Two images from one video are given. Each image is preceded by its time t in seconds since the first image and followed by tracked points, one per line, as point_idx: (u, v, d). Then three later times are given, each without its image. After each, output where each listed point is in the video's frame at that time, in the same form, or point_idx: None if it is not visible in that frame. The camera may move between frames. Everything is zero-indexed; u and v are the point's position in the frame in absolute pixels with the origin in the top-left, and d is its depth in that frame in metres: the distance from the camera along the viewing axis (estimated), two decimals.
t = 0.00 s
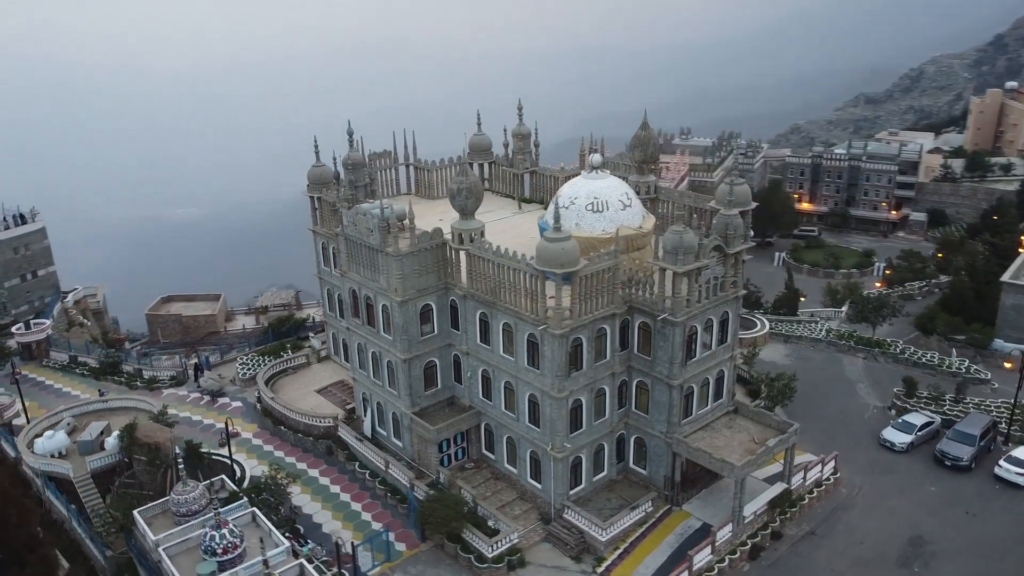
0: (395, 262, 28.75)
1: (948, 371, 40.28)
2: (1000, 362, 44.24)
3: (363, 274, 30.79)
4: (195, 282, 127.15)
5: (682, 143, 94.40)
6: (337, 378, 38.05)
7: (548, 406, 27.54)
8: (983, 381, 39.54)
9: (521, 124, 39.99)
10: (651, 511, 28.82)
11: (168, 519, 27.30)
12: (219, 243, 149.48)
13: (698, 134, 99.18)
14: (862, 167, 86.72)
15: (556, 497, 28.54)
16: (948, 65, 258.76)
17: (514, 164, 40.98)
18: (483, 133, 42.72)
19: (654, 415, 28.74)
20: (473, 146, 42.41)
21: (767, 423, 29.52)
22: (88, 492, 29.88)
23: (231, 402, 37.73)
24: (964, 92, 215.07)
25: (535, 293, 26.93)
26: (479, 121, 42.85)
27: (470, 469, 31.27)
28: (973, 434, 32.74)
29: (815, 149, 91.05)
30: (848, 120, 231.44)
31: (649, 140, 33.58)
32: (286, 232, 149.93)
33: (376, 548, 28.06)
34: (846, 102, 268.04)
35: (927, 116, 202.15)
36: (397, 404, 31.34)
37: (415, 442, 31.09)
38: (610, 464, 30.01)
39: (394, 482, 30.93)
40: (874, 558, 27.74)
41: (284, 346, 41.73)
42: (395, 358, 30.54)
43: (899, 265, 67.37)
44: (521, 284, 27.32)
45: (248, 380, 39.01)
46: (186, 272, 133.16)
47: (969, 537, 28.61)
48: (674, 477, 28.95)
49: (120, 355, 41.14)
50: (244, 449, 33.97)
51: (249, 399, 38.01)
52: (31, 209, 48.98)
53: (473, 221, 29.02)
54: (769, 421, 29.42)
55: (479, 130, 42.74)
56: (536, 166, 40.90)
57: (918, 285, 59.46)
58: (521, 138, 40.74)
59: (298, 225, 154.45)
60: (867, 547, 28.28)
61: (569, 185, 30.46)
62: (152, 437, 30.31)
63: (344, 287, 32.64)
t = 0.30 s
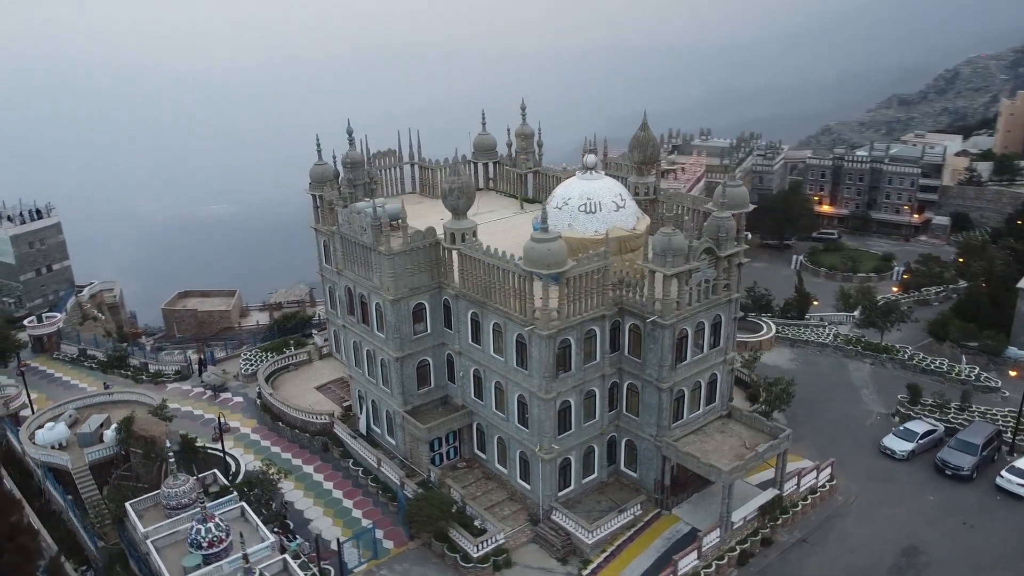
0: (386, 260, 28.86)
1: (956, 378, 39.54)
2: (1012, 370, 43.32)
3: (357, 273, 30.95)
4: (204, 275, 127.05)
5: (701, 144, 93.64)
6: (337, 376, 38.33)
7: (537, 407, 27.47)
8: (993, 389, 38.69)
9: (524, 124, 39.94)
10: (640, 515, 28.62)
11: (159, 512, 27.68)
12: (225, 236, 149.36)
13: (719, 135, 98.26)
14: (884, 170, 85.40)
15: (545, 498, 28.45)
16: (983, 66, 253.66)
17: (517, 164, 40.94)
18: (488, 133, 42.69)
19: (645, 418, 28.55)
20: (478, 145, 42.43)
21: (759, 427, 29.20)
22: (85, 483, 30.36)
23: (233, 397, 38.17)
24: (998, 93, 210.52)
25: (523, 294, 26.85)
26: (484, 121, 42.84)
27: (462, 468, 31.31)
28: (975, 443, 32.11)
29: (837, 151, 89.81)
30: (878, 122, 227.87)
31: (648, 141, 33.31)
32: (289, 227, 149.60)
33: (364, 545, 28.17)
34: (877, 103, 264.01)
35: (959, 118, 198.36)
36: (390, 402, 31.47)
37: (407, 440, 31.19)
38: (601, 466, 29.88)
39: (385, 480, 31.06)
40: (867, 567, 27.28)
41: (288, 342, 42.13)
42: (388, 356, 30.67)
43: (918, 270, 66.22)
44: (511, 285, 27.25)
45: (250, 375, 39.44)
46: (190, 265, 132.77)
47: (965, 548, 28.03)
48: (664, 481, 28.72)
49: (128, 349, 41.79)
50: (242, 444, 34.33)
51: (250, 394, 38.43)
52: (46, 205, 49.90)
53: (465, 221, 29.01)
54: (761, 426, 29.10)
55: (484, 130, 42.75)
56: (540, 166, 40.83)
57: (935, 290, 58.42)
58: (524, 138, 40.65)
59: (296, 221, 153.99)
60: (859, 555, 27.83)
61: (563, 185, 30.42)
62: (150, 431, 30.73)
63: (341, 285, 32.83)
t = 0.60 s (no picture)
0: (379, 260, 28.95)
1: (964, 387, 38.76)
2: None
3: (352, 272, 31.08)
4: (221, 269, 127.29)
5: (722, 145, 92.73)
6: (337, 373, 38.60)
7: (524, 409, 27.39)
8: (1002, 398, 37.87)
9: (527, 124, 39.83)
10: (629, 519, 28.44)
11: (151, 505, 28.04)
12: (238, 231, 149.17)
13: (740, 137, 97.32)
14: (907, 173, 83.96)
15: (533, 500, 28.38)
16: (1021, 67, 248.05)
17: (521, 164, 40.85)
18: (494, 133, 42.69)
19: (634, 421, 28.34)
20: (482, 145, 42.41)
21: (752, 433, 28.87)
22: (84, 476, 30.90)
23: (234, 393, 38.60)
24: None
25: (512, 295, 26.77)
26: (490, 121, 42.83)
27: (454, 468, 31.36)
28: (977, 453, 31.45)
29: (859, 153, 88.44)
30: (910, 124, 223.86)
31: (647, 142, 33.07)
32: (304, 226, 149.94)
33: (352, 543, 28.32)
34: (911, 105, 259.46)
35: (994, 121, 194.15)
36: (383, 401, 31.58)
37: (399, 439, 31.29)
38: (591, 469, 29.75)
39: (377, 478, 31.20)
40: None
41: (291, 339, 42.50)
42: (381, 355, 30.78)
43: (937, 275, 65.00)
44: (500, 286, 27.17)
45: (252, 372, 39.85)
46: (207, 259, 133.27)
47: (960, 561, 27.46)
48: (653, 485, 28.51)
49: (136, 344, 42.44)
50: (240, 440, 34.69)
51: (251, 390, 38.83)
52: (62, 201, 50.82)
53: (458, 221, 29.01)
54: (753, 432, 28.76)
55: (489, 130, 42.73)
56: (543, 166, 40.77)
57: (952, 297, 57.31)
58: (528, 138, 40.56)
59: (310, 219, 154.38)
60: (850, 565, 27.39)
61: (558, 187, 30.40)
62: (146, 425, 31.89)
63: (338, 284, 33.04)
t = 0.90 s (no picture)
0: (372, 259, 29.09)
1: (972, 396, 38.04)
2: None
3: (347, 271, 31.27)
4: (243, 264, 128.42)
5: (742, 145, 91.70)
6: (338, 371, 38.90)
7: (513, 411, 27.33)
8: (1011, 408, 37.07)
9: (530, 124, 39.73)
10: (618, 523, 28.28)
11: (143, 500, 28.41)
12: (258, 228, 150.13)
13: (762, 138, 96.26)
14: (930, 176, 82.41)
15: (521, 502, 28.32)
16: None
17: (524, 165, 40.80)
18: (499, 134, 42.69)
19: (624, 425, 28.14)
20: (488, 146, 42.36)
21: (743, 439, 28.54)
22: (83, 469, 31.43)
23: (237, 389, 39.02)
24: None
25: (500, 296, 26.71)
26: (495, 122, 42.82)
27: (446, 469, 31.44)
28: (979, 464, 30.81)
29: (882, 156, 86.98)
30: (943, 125, 219.62)
31: (647, 144, 32.79)
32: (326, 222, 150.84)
33: (342, 540, 28.49)
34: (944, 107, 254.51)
35: None
36: (377, 400, 31.73)
37: (392, 438, 31.40)
38: (582, 472, 29.64)
39: (370, 477, 31.34)
40: None
41: (296, 336, 42.86)
42: (375, 355, 30.93)
43: (957, 280, 63.73)
44: (489, 287, 27.12)
45: (255, 368, 40.30)
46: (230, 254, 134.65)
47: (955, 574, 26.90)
48: (642, 490, 28.33)
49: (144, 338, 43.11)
50: (240, 436, 35.09)
51: (254, 386, 39.26)
52: (78, 197, 51.69)
53: (451, 222, 29.05)
54: (745, 438, 28.45)
55: (495, 131, 42.71)
56: (547, 167, 40.70)
57: (970, 303, 56.18)
58: (532, 138, 40.44)
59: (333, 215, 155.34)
60: None
61: (552, 189, 30.38)
62: (145, 419, 32.42)
63: (335, 283, 33.26)
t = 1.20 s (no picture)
0: (365, 259, 29.23)
1: (979, 405, 37.31)
2: None
3: (343, 270, 31.46)
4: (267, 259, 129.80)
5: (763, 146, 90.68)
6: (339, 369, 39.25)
7: (501, 412, 27.32)
8: (1020, 418, 36.28)
9: (534, 125, 39.62)
10: (606, 527, 28.15)
11: (137, 494, 28.83)
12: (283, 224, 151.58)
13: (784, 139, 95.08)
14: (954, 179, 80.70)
15: (509, 503, 28.31)
16: None
17: (528, 165, 40.74)
18: (505, 134, 42.66)
19: (614, 429, 27.98)
20: (493, 146, 42.30)
21: (735, 445, 28.26)
22: (84, 461, 31.92)
23: (240, 385, 39.48)
24: None
25: (489, 298, 26.68)
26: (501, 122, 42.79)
27: (438, 468, 31.53)
28: (979, 474, 30.20)
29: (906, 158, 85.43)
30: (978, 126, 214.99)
31: (645, 146, 32.51)
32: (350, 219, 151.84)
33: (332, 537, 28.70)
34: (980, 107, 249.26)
35: None
36: (371, 398, 31.90)
37: (385, 437, 31.55)
38: (572, 475, 29.56)
39: (363, 474, 31.53)
40: None
41: (300, 334, 43.24)
42: (369, 353, 31.09)
43: (978, 285, 62.39)
44: (478, 288, 27.10)
45: (258, 364, 40.77)
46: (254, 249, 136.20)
47: None
48: (631, 494, 28.18)
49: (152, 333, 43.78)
50: (239, 431, 35.51)
51: (256, 382, 39.70)
52: (95, 193, 52.60)
53: (444, 223, 29.11)
54: (737, 444, 28.16)
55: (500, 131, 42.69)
56: (550, 168, 40.57)
57: (988, 309, 54.96)
58: (536, 139, 40.31)
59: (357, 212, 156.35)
60: None
61: (547, 191, 30.38)
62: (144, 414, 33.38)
63: (332, 282, 33.49)
